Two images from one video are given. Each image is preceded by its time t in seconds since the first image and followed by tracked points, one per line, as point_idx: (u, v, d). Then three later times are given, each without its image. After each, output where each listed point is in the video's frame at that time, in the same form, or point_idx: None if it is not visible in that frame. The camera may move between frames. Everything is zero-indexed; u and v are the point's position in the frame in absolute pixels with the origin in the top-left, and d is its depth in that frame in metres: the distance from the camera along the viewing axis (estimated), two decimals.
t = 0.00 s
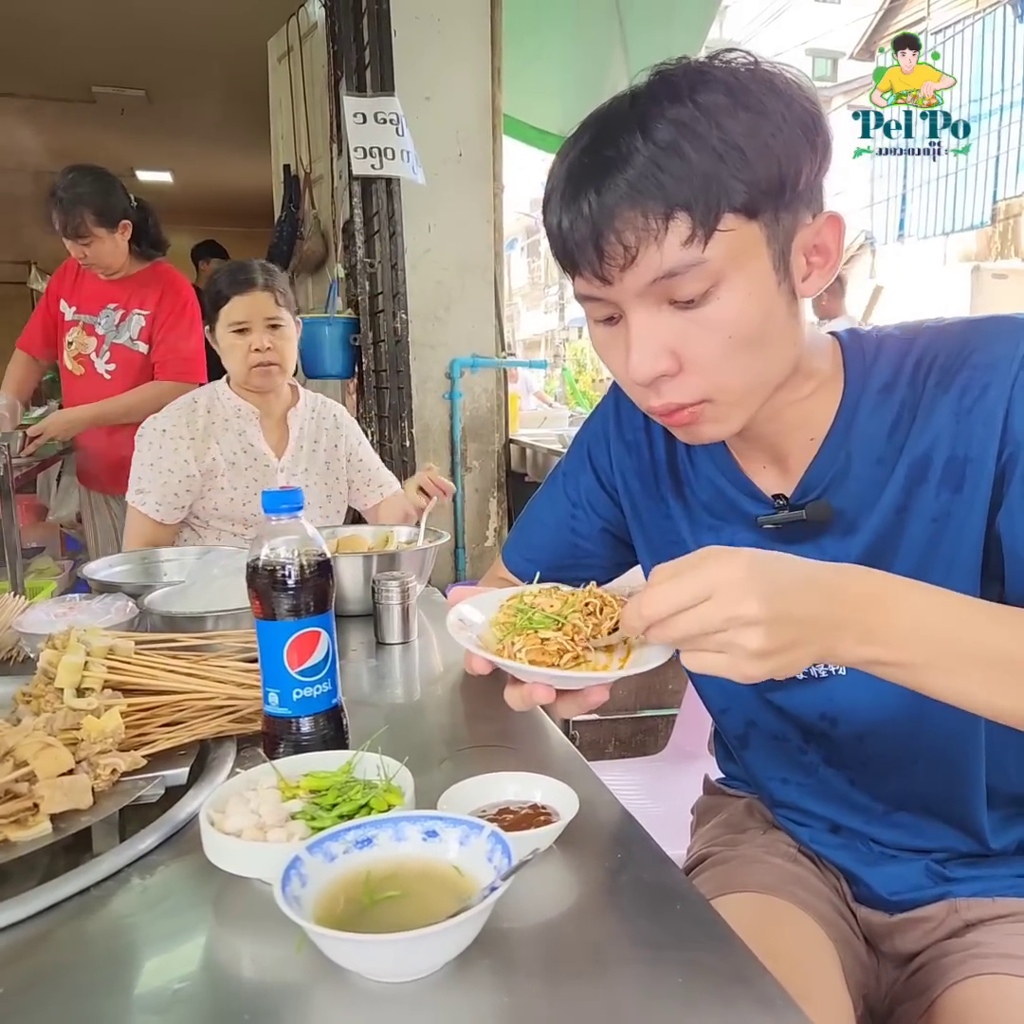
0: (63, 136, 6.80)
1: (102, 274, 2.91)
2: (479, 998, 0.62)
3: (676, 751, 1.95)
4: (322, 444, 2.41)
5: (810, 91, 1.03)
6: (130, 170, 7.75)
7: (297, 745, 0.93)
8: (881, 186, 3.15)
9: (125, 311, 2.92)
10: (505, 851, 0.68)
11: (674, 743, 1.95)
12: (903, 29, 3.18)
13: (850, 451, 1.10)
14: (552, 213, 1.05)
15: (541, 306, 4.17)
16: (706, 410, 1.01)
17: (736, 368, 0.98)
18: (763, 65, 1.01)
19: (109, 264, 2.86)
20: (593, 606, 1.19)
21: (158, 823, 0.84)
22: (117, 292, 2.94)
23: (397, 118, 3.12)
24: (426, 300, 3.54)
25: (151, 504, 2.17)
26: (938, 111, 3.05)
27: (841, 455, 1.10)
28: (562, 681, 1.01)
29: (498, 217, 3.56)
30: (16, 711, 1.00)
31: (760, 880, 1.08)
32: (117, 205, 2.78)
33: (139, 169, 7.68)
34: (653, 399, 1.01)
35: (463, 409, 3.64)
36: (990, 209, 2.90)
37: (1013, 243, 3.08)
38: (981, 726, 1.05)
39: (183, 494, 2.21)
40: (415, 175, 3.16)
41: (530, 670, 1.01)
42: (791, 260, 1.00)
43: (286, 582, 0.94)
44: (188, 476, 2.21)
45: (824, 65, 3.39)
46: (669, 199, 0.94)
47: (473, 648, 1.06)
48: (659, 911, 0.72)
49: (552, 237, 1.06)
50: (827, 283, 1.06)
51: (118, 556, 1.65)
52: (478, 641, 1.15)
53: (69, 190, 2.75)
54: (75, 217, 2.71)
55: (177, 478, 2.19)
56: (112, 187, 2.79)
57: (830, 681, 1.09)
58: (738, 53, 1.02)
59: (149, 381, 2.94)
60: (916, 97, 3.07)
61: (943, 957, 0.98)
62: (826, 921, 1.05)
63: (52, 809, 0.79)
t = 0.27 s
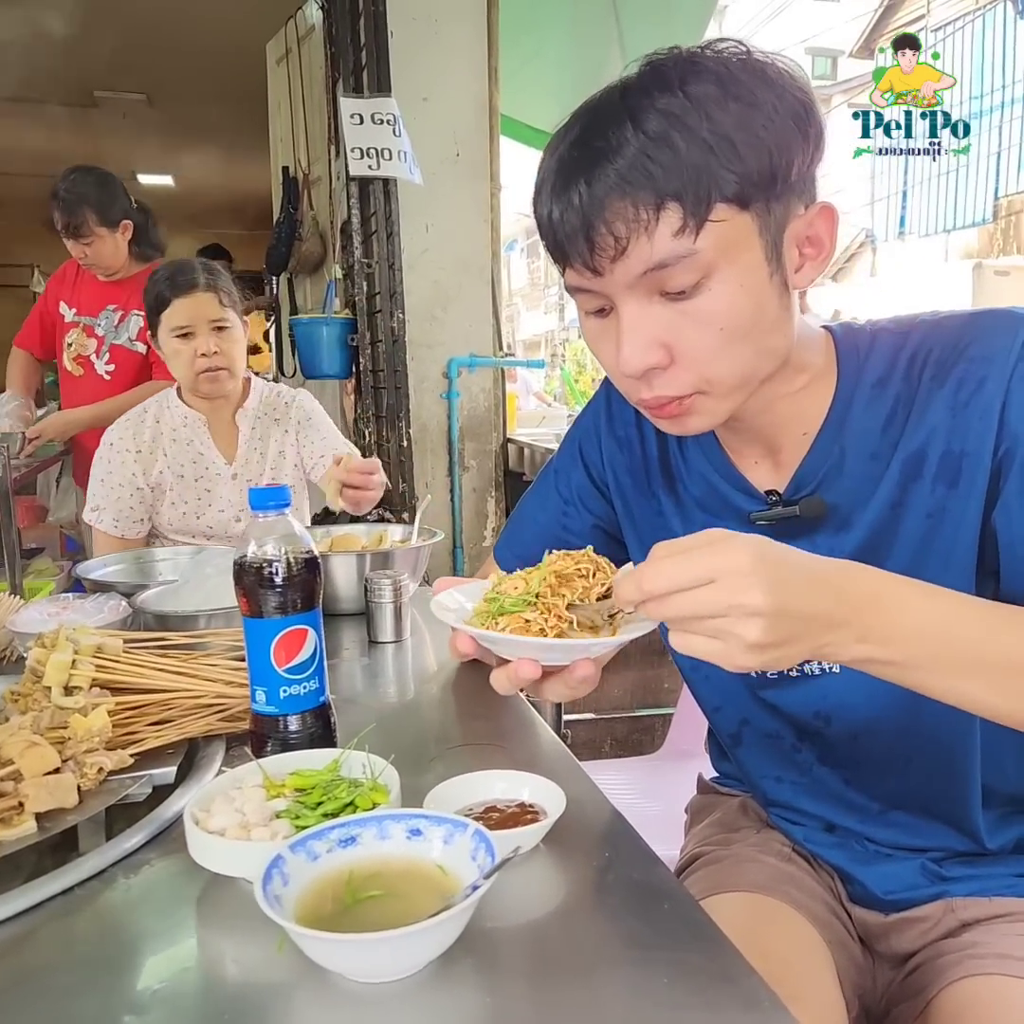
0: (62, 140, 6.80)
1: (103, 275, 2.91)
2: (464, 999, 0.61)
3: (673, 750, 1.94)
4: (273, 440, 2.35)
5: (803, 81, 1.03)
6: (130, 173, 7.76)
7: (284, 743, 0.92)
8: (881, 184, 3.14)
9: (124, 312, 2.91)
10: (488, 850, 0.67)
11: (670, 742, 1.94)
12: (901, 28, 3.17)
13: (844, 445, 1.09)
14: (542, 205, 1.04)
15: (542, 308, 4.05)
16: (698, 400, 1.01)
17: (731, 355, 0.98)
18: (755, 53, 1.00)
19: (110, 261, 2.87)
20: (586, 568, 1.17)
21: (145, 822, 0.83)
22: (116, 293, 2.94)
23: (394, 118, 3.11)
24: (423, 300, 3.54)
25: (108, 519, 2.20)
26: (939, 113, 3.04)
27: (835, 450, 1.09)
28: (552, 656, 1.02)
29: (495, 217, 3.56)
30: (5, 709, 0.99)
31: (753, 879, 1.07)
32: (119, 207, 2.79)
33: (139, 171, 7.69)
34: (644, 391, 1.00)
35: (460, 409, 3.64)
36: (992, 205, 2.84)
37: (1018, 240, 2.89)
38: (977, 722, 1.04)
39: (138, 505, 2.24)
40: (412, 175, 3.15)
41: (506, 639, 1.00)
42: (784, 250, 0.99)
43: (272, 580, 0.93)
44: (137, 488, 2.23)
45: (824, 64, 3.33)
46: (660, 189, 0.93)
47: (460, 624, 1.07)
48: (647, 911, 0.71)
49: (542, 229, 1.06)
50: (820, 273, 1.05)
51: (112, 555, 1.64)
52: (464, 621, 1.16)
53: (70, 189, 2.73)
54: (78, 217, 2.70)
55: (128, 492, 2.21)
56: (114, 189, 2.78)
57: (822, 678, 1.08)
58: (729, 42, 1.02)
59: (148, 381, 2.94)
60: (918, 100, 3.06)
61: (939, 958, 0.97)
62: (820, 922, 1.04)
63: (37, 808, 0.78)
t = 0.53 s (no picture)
0: (72, 142, 6.83)
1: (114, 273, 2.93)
2: (458, 1009, 0.61)
3: (676, 755, 1.93)
4: (258, 443, 2.34)
5: (815, 80, 1.03)
6: (139, 175, 7.79)
7: (281, 746, 0.92)
8: (890, 186, 3.15)
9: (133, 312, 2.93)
10: (482, 857, 0.66)
11: (673, 746, 1.93)
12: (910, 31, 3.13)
13: (848, 443, 1.08)
14: (552, 183, 1.04)
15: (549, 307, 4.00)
16: (696, 390, 0.98)
17: (739, 338, 0.95)
18: (769, 49, 1.01)
19: (119, 260, 2.87)
20: (581, 505, 1.20)
21: (141, 823, 0.82)
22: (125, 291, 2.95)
23: (401, 119, 3.10)
24: (429, 302, 3.53)
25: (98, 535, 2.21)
26: (939, 111, 3.10)
27: (839, 449, 1.08)
28: (563, 657, 0.99)
29: (502, 219, 3.56)
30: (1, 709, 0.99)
31: (755, 887, 1.06)
32: (132, 204, 2.79)
33: (148, 173, 7.71)
34: (644, 375, 0.98)
35: (466, 410, 3.63)
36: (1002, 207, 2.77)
37: None
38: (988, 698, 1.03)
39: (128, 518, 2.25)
40: (418, 177, 3.15)
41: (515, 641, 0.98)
42: (792, 238, 0.98)
43: (269, 580, 0.93)
44: (124, 501, 2.24)
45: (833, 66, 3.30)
46: (671, 166, 0.93)
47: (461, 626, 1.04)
48: (644, 919, 0.70)
49: (551, 212, 1.05)
50: (827, 266, 1.04)
51: (114, 554, 1.64)
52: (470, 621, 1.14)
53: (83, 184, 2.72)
54: (91, 212, 2.70)
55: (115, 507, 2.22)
56: (128, 185, 2.79)
57: (834, 675, 1.09)
58: (744, 39, 1.03)
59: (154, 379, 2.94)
60: (917, 97, 3.13)
61: (944, 970, 0.96)
62: (822, 933, 1.03)
63: (31, 809, 0.77)
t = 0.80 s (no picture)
0: (79, 141, 6.86)
1: (119, 267, 2.93)
2: (446, 1011, 0.60)
3: (677, 759, 1.92)
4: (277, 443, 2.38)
5: (823, 83, 1.04)
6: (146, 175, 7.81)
7: (276, 747, 0.91)
8: (896, 194, 3.11)
9: (138, 305, 2.92)
10: (477, 859, 0.65)
11: (674, 750, 1.92)
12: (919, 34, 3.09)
13: (846, 448, 1.07)
14: (560, 172, 1.03)
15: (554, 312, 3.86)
16: (699, 389, 0.97)
17: (742, 332, 0.94)
18: (779, 50, 1.02)
19: (122, 252, 2.86)
20: (590, 517, 1.21)
21: (133, 823, 0.82)
22: (130, 285, 2.94)
23: (406, 120, 3.11)
24: (433, 304, 3.53)
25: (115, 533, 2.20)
26: (939, 112, 3.09)
27: (837, 453, 1.07)
28: (582, 632, 0.96)
29: (507, 222, 3.56)
30: None
31: (751, 891, 1.05)
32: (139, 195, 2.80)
33: (155, 172, 7.74)
34: (644, 367, 0.97)
35: (469, 412, 3.62)
36: (1005, 217, 2.70)
37: None
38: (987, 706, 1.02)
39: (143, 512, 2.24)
40: (423, 178, 3.15)
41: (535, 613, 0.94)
42: (795, 237, 0.98)
43: (266, 580, 0.93)
44: (137, 496, 2.23)
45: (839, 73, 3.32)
46: (680, 156, 0.92)
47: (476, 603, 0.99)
48: (637, 923, 0.69)
49: (557, 202, 1.04)
50: (829, 267, 1.04)
51: (112, 553, 1.63)
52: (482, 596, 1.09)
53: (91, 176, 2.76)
54: (93, 201, 2.70)
55: (128, 502, 2.21)
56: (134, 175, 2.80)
57: (827, 684, 1.08)
58: (754, 40, 1.03)
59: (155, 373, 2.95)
60: (917, 98, 3.15)
61: (939, 975, 0.95)
62: (818, 937, 1.02)
63: (21, 809, 0.77)
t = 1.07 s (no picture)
0: (85, 134, 6.85)
1: (127, 260, 2.93)
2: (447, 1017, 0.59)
3: (677, 764, 1.92)
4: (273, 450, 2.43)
5: (835, 121, 1.04)
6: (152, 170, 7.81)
7: (277, 748, 0.90)
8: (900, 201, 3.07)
9: (144, 295, 2.89)
10: (479, 865, 0.65)
11: (674, 755, 1.92)
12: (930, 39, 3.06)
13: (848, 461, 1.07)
14: (562, 174, 1.03)
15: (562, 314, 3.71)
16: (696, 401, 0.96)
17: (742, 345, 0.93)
18: (794, 83, 1.02)
19: (129, 245, 2.87)
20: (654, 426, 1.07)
21: (132, 824, 0.81)
22: (137, 277, 2.92)
23: (413, 119, 3.11)
24: (437, 304, 3.53)
25: (166, 524, 2.18)
26: (939, 111, 3.17)
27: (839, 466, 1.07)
28: (643, 580, 0.88)
29: (513, 223, 3.56)
30: None
31: (751, 899, 1.05)
32: (143, 185, 2.82)
33: (160, 167, 7.73)
34: (637, 384, 0.97)
35: (472, 413, 3.62)
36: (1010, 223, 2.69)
37: None
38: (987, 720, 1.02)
39: (190, 496, 2.24)
40: (429, 177, 3.13)
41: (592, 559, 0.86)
42: (797, 268, 0.97)
43: (269, 580, 0.92)
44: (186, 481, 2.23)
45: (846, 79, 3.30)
46: (687, 166, 0.92)
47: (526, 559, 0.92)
48: (638, 931, 0.69)
49: (556, 207, 1.04)
50: (828, 307, 1.03)
51: (114, 551, 1.63)
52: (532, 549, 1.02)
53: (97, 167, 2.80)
54: (96, 190, 2.75)
55: (177, 486, 2.20)
56: (139, 166, 2.82)
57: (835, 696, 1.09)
58: (773, 72, 1.04)
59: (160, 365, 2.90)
60: (916, 97, 3.22)
61: (940, 985, 0.94)
62: (818, 946, 1.01)
63: (19, 807, 0.76)
